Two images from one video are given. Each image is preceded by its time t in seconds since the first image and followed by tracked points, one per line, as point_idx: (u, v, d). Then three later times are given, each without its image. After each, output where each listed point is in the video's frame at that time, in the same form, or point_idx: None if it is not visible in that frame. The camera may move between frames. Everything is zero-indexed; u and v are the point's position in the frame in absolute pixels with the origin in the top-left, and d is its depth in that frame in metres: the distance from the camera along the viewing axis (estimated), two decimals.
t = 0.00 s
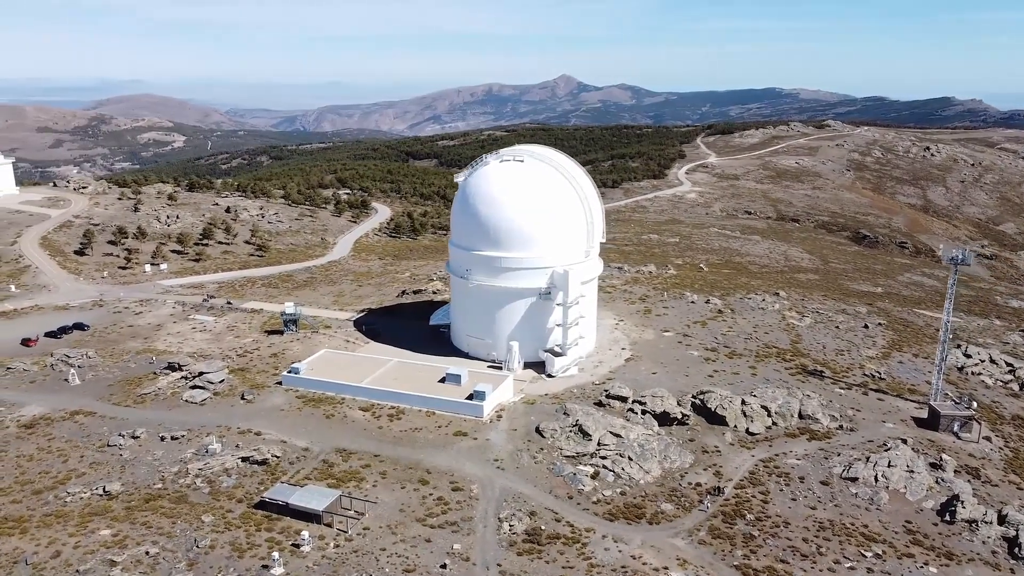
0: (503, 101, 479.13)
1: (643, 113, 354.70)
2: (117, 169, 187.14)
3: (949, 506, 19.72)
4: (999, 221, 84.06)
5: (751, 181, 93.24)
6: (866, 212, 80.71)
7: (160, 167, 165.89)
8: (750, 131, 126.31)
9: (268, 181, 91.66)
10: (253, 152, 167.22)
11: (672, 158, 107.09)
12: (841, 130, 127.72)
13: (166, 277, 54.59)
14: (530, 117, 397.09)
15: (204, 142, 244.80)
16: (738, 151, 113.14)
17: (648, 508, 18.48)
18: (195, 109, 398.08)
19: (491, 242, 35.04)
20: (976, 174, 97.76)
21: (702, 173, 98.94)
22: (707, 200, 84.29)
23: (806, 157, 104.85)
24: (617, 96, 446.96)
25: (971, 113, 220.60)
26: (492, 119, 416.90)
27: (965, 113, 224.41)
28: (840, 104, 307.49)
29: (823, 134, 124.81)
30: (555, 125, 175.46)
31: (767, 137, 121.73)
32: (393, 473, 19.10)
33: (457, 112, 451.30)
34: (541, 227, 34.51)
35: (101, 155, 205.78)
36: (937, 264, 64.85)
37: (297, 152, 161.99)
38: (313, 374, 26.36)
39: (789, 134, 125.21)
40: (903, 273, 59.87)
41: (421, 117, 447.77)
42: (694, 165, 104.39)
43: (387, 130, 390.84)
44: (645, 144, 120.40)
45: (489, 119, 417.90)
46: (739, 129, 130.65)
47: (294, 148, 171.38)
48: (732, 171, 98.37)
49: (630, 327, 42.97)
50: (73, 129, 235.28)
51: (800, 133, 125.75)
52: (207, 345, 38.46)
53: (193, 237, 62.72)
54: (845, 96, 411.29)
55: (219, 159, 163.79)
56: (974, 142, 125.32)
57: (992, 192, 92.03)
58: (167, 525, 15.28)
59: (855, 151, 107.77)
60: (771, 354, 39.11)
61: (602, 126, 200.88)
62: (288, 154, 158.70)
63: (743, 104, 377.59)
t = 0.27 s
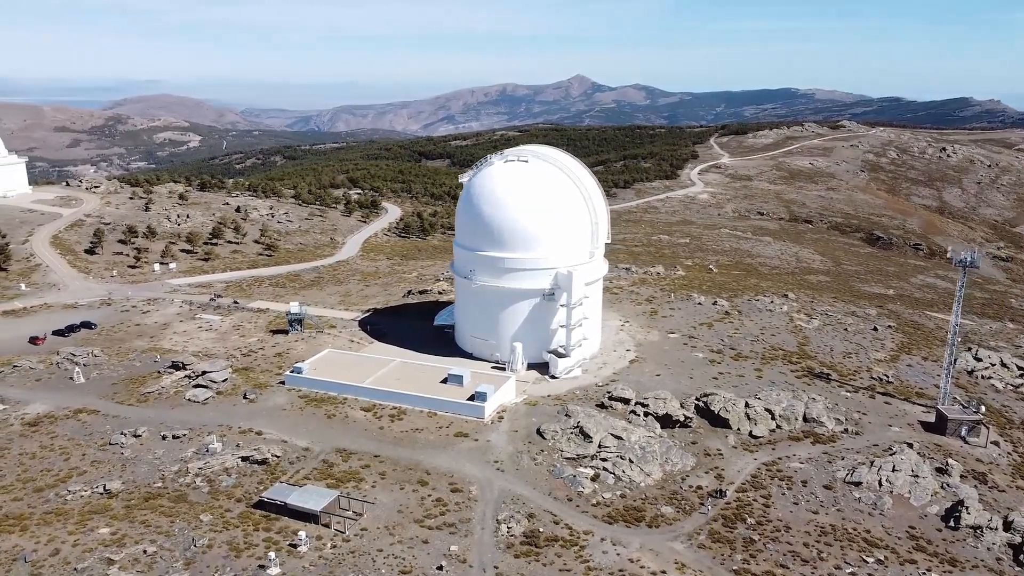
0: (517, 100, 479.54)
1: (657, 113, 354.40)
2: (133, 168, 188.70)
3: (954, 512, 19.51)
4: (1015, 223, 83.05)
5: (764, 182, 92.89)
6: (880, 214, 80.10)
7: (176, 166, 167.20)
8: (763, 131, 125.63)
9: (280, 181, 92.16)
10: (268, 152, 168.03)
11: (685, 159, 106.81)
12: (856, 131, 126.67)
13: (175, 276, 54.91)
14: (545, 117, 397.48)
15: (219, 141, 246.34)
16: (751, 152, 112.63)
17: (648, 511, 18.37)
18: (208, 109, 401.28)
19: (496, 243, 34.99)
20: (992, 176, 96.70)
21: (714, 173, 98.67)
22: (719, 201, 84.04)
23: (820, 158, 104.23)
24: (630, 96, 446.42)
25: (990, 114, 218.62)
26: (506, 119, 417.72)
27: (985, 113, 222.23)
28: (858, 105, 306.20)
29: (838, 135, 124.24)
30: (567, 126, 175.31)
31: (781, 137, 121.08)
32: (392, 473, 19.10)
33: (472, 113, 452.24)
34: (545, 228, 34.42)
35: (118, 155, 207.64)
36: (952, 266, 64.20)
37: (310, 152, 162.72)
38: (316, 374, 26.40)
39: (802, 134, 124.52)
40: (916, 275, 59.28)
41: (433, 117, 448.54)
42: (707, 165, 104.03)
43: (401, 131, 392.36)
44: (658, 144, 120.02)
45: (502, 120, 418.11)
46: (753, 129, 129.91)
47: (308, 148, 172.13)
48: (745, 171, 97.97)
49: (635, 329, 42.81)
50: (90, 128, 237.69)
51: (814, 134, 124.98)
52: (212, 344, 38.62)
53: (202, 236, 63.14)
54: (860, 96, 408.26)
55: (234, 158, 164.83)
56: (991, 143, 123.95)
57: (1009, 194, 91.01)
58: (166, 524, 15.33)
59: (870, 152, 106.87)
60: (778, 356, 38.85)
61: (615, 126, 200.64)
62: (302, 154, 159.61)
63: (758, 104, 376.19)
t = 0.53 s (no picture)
0: (531, 101, 479.46)
1: (671, 113, 353.40)
2: (150, 168, 190.34)
3: (958, 517, 19.31)
4: None
5: (777, 183, 92.49)
6: (894, 215, 79.46)
7: (192, 165, 168.45)
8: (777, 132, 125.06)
9: (291, 180, 92.66)
10: (282, 151, 168.92)
11: (698, 159, 106.47)
12: (871, 132, 125.59)
13: (184, 275, 55.26)
14: (558, 117, 397.31)
15: (234, 140, 247.84)
16: (764, 152, 112.18)
17: (648, 513, 18.28)
18: (221, 109, 404.19)
19: (500, 243, 34.94)
20: (1010, 177, 95.57)
21: (728, 173, 98.35)
22: (731, 201, 83.73)
23: (834, 159, 103.58)
24: (645, 96, 445.92)
25: (1010, 114, 216.35)
26: (519, 119, 417.75)
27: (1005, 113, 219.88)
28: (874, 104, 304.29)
29: (853, 135, 123.37)
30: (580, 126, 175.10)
31: (795, 138, 120.42)
32: (391, 474, 19.09)
33: (485, 113, 452.76)
34: (549, 228, 34.33)
35: (136, 154, 209.45)
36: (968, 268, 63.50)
37: (324, 151, 163.35)
38: (319, 374, 26.46)
39: (816, 134, 123.76)
40: (930, 277, 58.70)
41: (445, 117, 449.11)
42: (720, 166, 103.62)
43: (414, 131, 393.40)
44: (671, 144, 119.59)
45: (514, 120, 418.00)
46: (767, 129, 129.11)
47: (322, 148, 172.78)
48: (758, 172, 97.55)
49: (640, 330, 42.64)
50: (108, 128, 239.98)
51: (828, 134, 124.16)
52: (217, 343, 38.81)
53: (211, 236, 63.56)
54: (875, 96, 404.89)
55: (249, 158, 165.74)
56: (1010, 144, 122.50)
57: None
58: (164, 522, 15.38)
59: (885, 153, 105.93)
60: (784, 359, 38.58)
61: (629, 126, 200.39)
62: (316, 154, 160.30)
63: (772, 104, 373.90)
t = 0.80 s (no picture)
0: (543, 101, 479.23)
1: (690, 114, 353.11)
2: (166, 167, 191.92)
3: (963, 524, 19.12)
4: None
5: (791, 184, 92.02)
6: (909, 216, 78.75)
7: (207, 164, 169.65)
8: (791, 132, 124.39)
9: (303, 180, 93.15)
10: (296, 151, 169.81)
11: (711, 160, 106.06)
12: (886, 132, 124.58)
13: (193, 274, 55.57)
14: (570, 118, 396.61)
15: (248, 140, 249.49)
16: (778, 153, 111.62)
17: (647, 516, 18.18)
18: (234, 108, 407.15)
19: (504, 244, 34.89)
20: None
21: (741, 174, 97.94)
22: (744, 202, 83.37)
23: (849, 159, 102.87)
24: (657, 96, 444.75)
25: None
26: (531, 120, 417.57)
27: None
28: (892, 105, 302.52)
29: (868, 136, 122.47)
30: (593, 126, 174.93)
31: (809, 139, 119.71)
32: (391, 474, 19.08)
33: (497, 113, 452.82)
34: (553, 228, 34.22)
35: (154, 154, 211.17)
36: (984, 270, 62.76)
37: (337, 151, 163.99)
38: (321, 373, 26.52)
39: (831, 135, 122.97)
40: (944, 279, 58.06)
41: (456, 117, 449.80)
42: (732, 166, 103.14)
43: (428, 131, 394.41)
44: (684, 145, 119.04)
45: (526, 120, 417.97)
46: (781, 129, 128.29)
47: (336, 147, 173.39)
48: (772, 173, 97.10)
49: (646, 331, 42.45)
50: (125, 127, 242.05)
51: (843, 134, 123.32)
52: (223, 342, 38.97)
53: (221, 235, 63.92)
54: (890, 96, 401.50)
55: (264, 157, 166.67)
56: None
57: None
58: (162, 521, 15.43)
59: (900, 154, 105.00)
60: (790, 361, 38.29)
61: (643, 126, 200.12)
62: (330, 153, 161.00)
63: (786, 104, 371.41)
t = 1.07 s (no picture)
0: (558, 101, 479.35)
1: (704, 114, 352.45)
2: (182, 167, 193.34)
3: (967, 530, 18.90)
4: None
5: (805, 185, 91.50)
6: (924, 218, 78.09)
7: (223, 164, 170.90)
8: (805, 133, 123.66)
9: (314, 180, 93.58)
10: (310, 151, 170.60)
11: (723, 160, 105.61)
12: (902, 133, 123.59)
13: (201, 273, 55.91)
14: (585, 119, 397.34)
15: (262, 140, 251.13)
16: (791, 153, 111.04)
17: (647, 520, 18.08)
18: (248, 109, 410.04)
19: (508, 245, 34.83)
20: None
21: (754, 175, 97.54)
22: (757, 203, 83.01)
23: (863, 160, 102.14)
24: (670, 97, 443.65)
25: None
26: (544, 120, 417.83)
27: None
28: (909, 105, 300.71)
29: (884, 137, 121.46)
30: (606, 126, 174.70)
31: (823, 140, 119.00)
32: (390, 476, 19.06)
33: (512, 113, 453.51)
34: (557, 229, 34.11)
35: (171, 153, 212.70)
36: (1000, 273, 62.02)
37: (352, 151, 164.69)
38: (324, 373, 26.56)
39: (846, 135, 122.15)
40: (959, 281, 57.43)
41: (468, 117, 450.32)
42: (745, 167, 102.68)
43: (441, 130, 395.17)
44: (697, 145, 118.55)
45: (538, 121, 417.98)
46: (796, 130, 127.50)
47: (351, 147, 174.14)
48: (785, 174, 96.60)
49: (651, 333, 42.27)
50: (141, 127, 244.09)
51: (858, 135, 122.46)
52: (228, 342, 39.16)
53: (230, 235, 64.28)
54: (905, 96, 398.09)
55: (279, 157, 167.57)
56: None
57: None
58: (161, 520, 15.47)
59: (915, 155, 104.16)
60: (797, 364, 37.98)
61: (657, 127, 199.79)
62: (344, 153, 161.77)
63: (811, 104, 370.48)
